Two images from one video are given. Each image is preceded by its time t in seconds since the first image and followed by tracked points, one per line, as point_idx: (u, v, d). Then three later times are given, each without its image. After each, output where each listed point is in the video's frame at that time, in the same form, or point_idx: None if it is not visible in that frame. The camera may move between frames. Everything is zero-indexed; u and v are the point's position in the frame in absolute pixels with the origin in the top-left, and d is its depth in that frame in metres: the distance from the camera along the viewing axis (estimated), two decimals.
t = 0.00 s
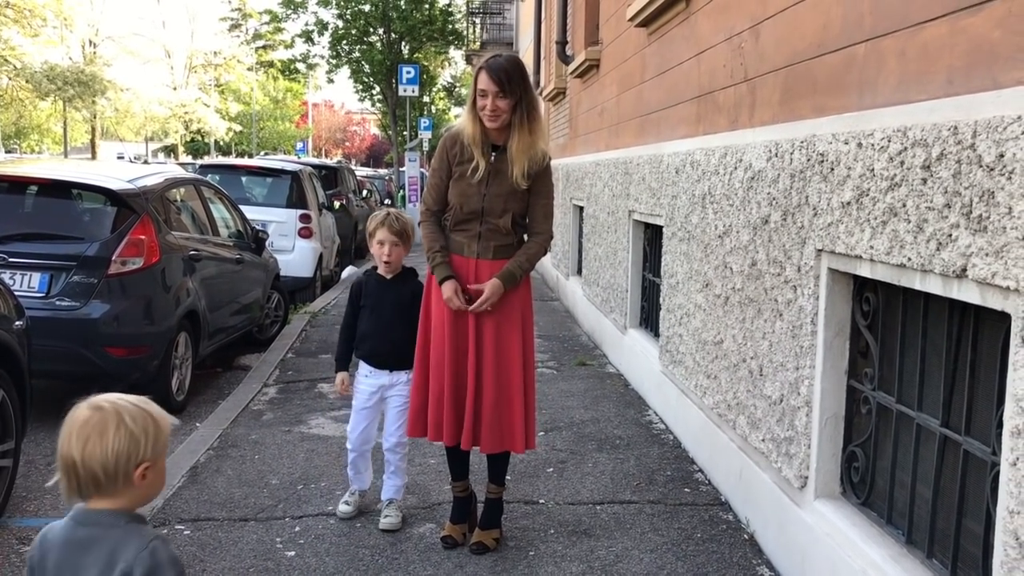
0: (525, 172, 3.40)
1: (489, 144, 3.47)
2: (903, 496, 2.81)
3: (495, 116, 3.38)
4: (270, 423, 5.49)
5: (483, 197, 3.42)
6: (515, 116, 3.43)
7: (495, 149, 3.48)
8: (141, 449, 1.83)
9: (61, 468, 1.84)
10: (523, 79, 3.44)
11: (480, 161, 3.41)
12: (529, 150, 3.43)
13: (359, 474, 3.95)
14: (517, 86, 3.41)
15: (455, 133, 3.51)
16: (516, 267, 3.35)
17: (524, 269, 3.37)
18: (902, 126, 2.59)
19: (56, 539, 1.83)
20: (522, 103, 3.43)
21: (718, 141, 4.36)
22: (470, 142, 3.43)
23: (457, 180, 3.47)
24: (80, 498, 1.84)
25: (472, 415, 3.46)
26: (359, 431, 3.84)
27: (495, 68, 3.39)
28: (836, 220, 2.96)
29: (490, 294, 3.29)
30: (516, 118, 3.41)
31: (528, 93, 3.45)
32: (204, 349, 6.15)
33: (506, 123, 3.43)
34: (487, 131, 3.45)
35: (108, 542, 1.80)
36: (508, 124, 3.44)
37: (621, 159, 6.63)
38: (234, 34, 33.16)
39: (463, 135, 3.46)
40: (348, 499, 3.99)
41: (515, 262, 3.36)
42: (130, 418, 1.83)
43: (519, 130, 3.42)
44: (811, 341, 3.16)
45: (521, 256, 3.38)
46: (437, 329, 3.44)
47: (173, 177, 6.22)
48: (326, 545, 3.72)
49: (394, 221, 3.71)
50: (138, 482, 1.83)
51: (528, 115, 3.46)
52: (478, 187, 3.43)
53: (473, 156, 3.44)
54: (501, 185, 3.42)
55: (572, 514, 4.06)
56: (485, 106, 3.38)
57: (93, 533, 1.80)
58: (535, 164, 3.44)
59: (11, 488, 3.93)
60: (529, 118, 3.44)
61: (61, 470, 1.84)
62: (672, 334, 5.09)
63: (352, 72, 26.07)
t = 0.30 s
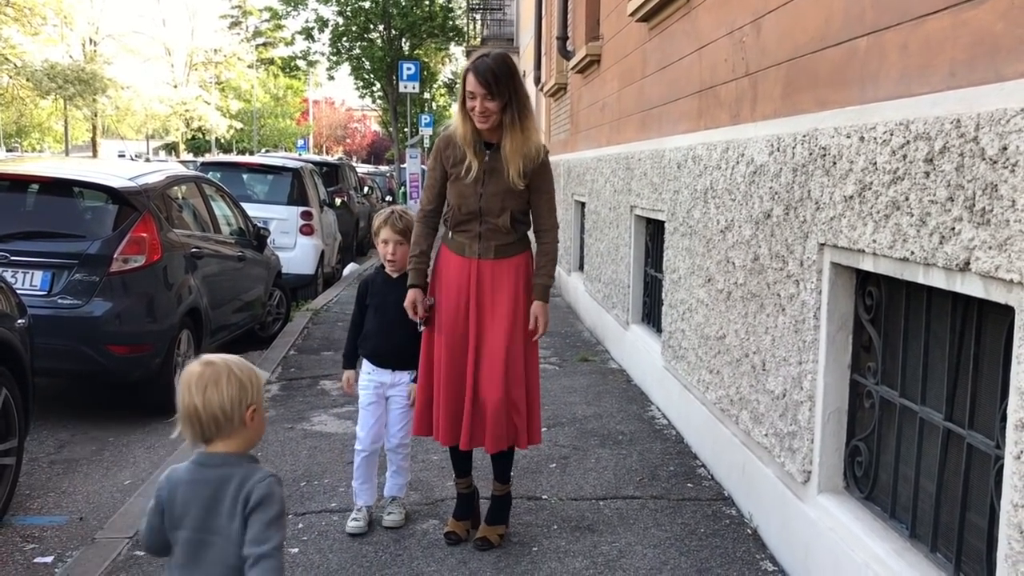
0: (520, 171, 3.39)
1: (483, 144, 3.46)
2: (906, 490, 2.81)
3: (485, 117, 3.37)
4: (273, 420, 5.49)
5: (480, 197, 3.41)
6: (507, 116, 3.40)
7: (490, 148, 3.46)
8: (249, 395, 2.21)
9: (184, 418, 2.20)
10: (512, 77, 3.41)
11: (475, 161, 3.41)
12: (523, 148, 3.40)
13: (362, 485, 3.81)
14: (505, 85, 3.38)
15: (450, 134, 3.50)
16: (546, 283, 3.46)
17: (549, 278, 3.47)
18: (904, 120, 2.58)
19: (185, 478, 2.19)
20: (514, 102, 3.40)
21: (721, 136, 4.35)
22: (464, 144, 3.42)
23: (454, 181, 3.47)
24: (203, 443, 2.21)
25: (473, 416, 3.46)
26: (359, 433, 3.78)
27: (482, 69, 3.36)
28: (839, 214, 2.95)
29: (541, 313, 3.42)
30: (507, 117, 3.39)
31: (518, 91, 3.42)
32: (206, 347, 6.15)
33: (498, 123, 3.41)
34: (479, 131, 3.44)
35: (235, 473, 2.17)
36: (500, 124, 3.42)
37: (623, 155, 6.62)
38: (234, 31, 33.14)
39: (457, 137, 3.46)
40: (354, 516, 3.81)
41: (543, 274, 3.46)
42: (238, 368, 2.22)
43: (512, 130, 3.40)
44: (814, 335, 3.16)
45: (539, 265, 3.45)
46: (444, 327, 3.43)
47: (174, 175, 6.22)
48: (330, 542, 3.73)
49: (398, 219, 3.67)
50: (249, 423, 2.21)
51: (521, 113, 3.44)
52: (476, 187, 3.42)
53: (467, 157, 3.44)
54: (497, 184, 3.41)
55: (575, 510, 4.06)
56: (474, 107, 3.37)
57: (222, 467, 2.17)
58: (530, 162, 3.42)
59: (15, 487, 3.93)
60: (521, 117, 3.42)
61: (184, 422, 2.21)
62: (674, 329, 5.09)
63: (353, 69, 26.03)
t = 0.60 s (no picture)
0: (515, 182, 3.31)
1: (485, 153, 3.42)
2: (911, 484, 2.81)
3: (478, 130, 3.31)
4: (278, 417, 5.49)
5: (483, 206, 3.40)
6: (500, 127, 3.32)
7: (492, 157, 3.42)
8: (314, 358, 2.49)
9: (256, 377, 2.47)
10: (505, 86, 3.30)
11: (475, 172, 3.40)
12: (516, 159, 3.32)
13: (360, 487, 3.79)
14: (497, 96, 3.28)
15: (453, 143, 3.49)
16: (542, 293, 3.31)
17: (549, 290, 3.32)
18: (908, 113, 2.57)
19: (259, 432, 2.45)
20: (503, 113, 3.30)
21: (724, 131, 4.34)
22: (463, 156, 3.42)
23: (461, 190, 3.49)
24: (270, 400, 2.48)
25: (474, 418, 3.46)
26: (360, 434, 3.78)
27: (471, 84, 3.26)
28: (843, 208, 2.94)
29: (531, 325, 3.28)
30: (500, 128, 3.31)
31: (512, 100, 3.31)
32: (211, 344, 6.16)
33: (494, 134, 3.34)
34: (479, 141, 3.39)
35: (305, 428, 2.47)
36: (496, 134, 3.35)
37: (626, 150, 6.61)
38: (237, 28, 33.17)
39: (460, 147, 3.45)
40: (350, 520, 3.64)
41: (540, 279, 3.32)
42: (303, 337, 2.50)
43: (504, 141, 3.32)
44: (818, 330, 3.15)
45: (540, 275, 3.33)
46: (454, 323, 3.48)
47: (178, 172, 6.23)
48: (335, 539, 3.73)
49: (396, 217, 3.60)
50: (313, 384, 2.49)
51: (516, 121, 3.34)
52: (479, 197, 3.41)
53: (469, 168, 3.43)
54: (496, 194, 3.37)
55: (580, 506, 4.06)
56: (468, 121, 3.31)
57: (292, 423, 2.46)
58: (526, 171, 3.33)
59: (20, 485, 3.94)
60: (516, 126, 3.32)
61: (256, 382, 2.47)
62: (678, 325, 5.09)
63: (355, 66, 26.03)
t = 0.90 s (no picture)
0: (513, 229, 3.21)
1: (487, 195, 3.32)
2: (916, 481, 2.80)
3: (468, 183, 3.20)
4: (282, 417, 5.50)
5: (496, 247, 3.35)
6: (486, 179, 3.17)
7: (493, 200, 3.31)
8: (355, 334, 2.72)
9: (304, 348, 2.69)
10: (485, 138, 3.14)
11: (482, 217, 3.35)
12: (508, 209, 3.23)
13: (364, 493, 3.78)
14: (478, 151, 3.13)
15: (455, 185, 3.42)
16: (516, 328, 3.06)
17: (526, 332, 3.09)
18: (911, 110, 2.56)
19: (305, 400, 2.68)
20: (490, 168, 3.15)
21: (727, 128, 4.33)
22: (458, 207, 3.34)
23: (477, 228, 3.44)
24: (315, 369, 2.69)
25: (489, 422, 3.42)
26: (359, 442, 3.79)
27: (451, 142, 3.15)
28: (847, 205, 2.94)
29: (497, 359, 2.98)
30: (486, 181, 3.17)
31: (494, 151, 3.15)
32: (215, 345, 6.16)
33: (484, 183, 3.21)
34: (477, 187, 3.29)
35: (348, 394, 2.68)
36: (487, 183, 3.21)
37: (629, 147, 6.60)
38: (239, 29, 33.20)
39: (463, 191, 3.37)
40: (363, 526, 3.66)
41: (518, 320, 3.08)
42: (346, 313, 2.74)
43: (493, 192, 3.18)
44: (822, 327, 3.15)
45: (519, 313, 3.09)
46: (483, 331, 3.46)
47: (182, 173, 6.23)
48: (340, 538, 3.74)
49: (382, 215, 3.63)
50: (353, 357, 2.71)
51: (503, 169, 3.17)
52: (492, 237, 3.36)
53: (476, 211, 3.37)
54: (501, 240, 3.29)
55: (584, 504, 4.06)
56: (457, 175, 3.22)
57: (336, 390, 2.68)
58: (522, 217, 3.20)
59: (26, 486, 3.95)
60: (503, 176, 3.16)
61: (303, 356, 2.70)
62: (682, 323, 5.08)
63: (358, 65, 26.02)
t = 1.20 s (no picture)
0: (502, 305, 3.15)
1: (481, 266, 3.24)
2: (918, 479, 2.80)
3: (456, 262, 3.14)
4: (285, 419, 5.51)
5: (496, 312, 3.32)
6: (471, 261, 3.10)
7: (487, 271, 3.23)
8: (389, 323, 2.87)
9: (341, 332, 2.84)
10: (469, 224, 3.05)
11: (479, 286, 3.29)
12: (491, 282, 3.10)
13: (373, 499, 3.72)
14: (462, 235, 3.06)
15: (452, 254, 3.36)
16: (503, 391, 3.07)
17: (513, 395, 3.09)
18: (911, 108, 2.56)
19: (339, 381, 2.85)
20: (470, 247, 3.05)
21: (727, 128, 4.33)
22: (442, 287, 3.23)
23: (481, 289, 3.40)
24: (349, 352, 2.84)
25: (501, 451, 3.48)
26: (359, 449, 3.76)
27: (437, 226, 3.09)
28: (847, 204, 2.93)
29: (479, 422, 3.01)
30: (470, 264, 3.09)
31: (478, 235, 3.05)
32: (218, 347, 6.17)
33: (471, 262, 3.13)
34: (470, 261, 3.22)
35: (378, 379, 2.84)
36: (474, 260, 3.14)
37: (630, 147, 6.60)
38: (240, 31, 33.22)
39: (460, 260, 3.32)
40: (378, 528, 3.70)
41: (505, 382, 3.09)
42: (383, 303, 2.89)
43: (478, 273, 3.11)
44: (823, 326, 3.15)
45: (506, 375, 3.10)
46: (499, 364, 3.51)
47: (183, 176, 6.24)
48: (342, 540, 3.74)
49: (364, 220, 3.64)
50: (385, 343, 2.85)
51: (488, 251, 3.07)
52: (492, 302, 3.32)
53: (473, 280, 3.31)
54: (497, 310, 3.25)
55: (587, 505, 4.06)
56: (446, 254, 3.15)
57: (367, 374, 2.83)
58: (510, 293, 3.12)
59: (29, 490, 3.95)
60: (488, 259, 3.07)
61: (340, 340, 2.85)
62: (684, 323, 5.08)
63: (359, 67, 26.02)
